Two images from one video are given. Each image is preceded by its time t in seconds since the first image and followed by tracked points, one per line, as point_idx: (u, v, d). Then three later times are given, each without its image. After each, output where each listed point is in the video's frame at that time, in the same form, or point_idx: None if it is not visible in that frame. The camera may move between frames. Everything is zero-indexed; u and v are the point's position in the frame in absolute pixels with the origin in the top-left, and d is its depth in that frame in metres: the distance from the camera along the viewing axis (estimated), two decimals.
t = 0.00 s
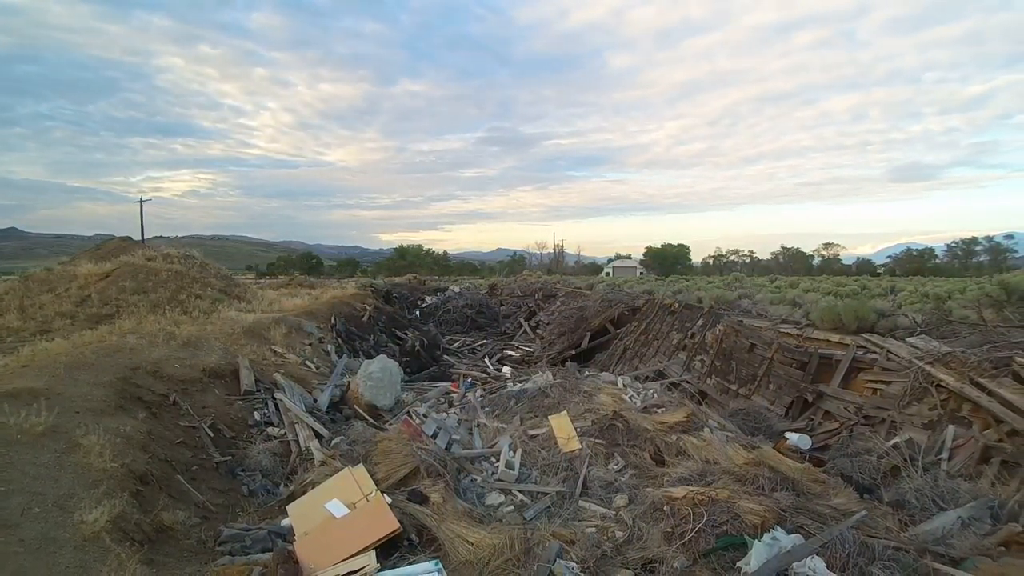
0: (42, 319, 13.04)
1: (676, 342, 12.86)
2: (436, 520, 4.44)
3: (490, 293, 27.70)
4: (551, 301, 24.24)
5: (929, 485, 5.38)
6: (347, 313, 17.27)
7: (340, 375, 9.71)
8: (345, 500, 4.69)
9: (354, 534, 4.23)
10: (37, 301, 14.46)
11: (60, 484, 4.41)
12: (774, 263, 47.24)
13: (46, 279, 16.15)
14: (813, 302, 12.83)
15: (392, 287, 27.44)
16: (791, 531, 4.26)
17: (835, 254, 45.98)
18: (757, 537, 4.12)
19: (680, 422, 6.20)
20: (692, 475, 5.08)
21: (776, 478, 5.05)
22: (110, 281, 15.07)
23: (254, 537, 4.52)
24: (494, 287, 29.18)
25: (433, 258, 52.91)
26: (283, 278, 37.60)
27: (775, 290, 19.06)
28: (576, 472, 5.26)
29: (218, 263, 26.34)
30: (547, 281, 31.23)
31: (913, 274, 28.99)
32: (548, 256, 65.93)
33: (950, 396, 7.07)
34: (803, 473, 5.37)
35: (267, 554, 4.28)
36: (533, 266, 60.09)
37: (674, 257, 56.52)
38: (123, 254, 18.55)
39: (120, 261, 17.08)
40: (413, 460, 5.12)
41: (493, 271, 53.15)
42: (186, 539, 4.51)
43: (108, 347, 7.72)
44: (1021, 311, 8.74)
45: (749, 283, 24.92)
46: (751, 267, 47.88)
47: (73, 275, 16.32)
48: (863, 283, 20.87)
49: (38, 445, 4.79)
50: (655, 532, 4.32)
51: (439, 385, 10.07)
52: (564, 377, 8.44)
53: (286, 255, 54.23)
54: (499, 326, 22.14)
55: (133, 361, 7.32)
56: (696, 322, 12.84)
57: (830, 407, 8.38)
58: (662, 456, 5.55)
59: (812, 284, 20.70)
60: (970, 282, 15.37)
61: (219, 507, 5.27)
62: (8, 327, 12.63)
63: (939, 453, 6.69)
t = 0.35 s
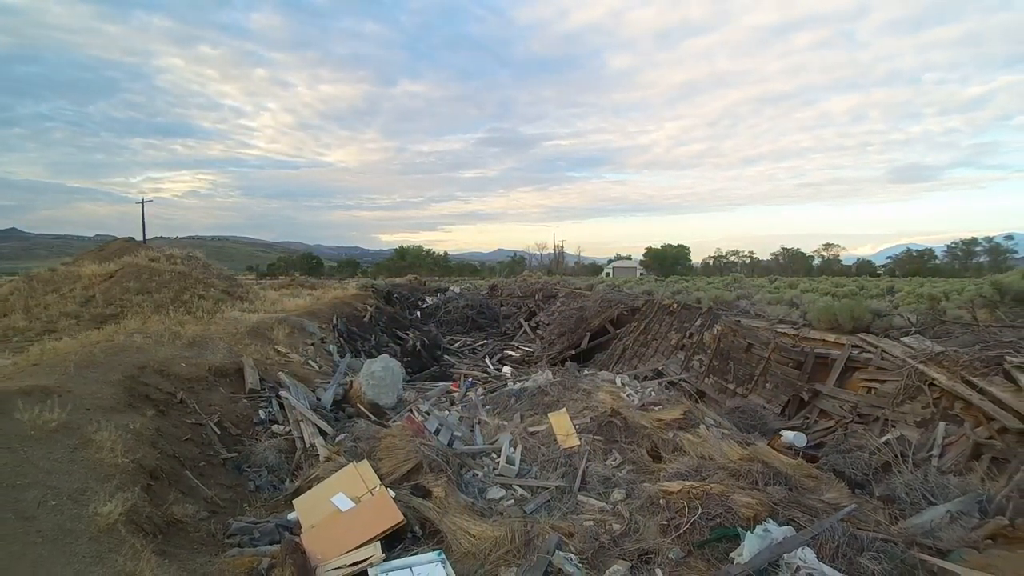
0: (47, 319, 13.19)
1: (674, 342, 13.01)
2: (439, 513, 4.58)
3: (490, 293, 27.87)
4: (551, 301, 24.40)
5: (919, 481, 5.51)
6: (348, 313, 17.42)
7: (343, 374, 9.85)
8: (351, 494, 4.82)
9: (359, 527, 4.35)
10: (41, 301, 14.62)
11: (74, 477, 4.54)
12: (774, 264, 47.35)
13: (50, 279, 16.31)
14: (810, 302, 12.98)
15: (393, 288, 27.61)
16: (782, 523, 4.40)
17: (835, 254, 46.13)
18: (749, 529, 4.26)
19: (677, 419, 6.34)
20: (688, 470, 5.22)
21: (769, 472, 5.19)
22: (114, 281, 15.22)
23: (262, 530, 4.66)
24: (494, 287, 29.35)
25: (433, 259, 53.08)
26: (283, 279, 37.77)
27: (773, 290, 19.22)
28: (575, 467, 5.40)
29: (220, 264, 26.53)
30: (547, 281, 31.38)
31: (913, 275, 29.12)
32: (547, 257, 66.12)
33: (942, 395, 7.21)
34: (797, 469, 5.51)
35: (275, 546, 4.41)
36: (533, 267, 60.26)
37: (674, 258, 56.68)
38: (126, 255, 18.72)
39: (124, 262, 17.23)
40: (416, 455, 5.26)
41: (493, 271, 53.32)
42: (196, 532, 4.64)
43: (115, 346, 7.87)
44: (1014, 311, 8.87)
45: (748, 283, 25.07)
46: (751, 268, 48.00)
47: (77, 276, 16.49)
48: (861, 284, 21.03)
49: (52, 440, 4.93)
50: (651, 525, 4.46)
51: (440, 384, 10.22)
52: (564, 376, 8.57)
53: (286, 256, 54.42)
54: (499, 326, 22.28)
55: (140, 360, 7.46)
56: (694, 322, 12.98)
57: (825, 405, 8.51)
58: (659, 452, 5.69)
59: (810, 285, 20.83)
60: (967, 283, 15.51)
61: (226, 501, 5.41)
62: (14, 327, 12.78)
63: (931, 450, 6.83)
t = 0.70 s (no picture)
0: (55, 318, 13.42)
1: (672, 341, 13.24)
2: (442, 502, 4.80)
3: (491, 294, 28.12)
4: (551, 301, 24.65)
5: (903, 472, 5.73)
6: (350, 313, 17.66)
7: (346, 372, 10.09)
8: (357, 483, 5.01)
9: (367, 513, 4.55)
10: (49, 301, 14.85)
11: (94, 468, 4.76)
12: (773, 265, 47.50)
13: (57, 279, 16.54)
14: (806, 302, 13.21)
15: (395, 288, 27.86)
16: (768, 510, 4.63)
17: (835, 254, 46.39)
18: (737, 516, 4.49)
19: (671, 413, 6.57)
20: (680, 461, 5.44)
21: (758, 463, 5.42)
22: (120, 281, 15.46)
23: (274, 518, 4.89)
24: (495, 288, 29.61)
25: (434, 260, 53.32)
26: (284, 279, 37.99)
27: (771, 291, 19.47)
28: (572, 459, 5.62)
29: (223, 264, 26.79)
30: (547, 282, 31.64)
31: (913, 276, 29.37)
32: (547, 258, 66.40)
33: (930, 391, 7.42)
34: (785, 461, 5.74)
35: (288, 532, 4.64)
36: (534, 268, 60.51)
37: (674, 258, 56.93)
38: (131, 255, 18.94)
39: (129, 262, 17.46)
40: (419, 448, 5.49)
41: (493, 272, 53.55)
42: (210, 519, 4.86)
43: (126, 344, 8.09)
44: (1002, 311, 9.08)
45: (747, 283, 25.32)
46: (751, 269, 48.16)
47: (83, 276, 16.72)
48: (858, 284, 21.27)
49: (71, 433, 5.14)
50: (644, 512, 4.68)
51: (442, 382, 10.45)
52: (562, 374, 8.80)
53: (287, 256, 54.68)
54: (499, 326, 22.53)
55: (151, 358, 7.69)
56: (691, 321, 13.22)
57: (817, 402, 8.73)
58: (652, 445, 5.91)
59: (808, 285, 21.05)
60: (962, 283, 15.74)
61: (237, 492, 5.63)
62: (23, 326, 13.01)
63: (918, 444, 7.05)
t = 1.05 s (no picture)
0: (65, 316, 13.76)
1: (667, 339, 13.57)
2: (444, 485, 5.14)
3: (492, 294, 28.45)
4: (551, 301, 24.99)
5: (880, 460, 6.05)
6: (353, 312, 18.00)
7: (351, 369, 10.42)
8: (364, 469, 5.33)
9: (377, 493, 4.87)
10: (58, 300, 15.19)
11: (119, 453, 5.08)
12: (773, 266, 47.72)
13: (65, 279, 16.88)
14: (798, 301, 13.54)
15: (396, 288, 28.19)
16: (749, 492, 4.95)
17: (835, 254, 46.68)
18: (719, 497, 4.82)
19: (662, 406, 6.89)
20: (669, 449, 5.77)
21: (742, 451, 5.75)
22: (128, 281, 15.80)
23: (287, 500, 5.22)
24: (496, 288, 29.89)
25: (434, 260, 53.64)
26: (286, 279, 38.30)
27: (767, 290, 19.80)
28: (567, 447, 5.95)
29: (226, 264, 27.15)
30: (548, 282, 31.97)
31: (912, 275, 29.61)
32: (548, 258, 66.76)
33: (911, 385, 7.73)
34: (768, 449, 6.07)
35: (300, 512, 4.96)
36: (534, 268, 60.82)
37: (674, 259, 57.26)
38: (137, 255, 19.30)
39: (136, 262, 17.81)
40: (423, 436, 5.82)
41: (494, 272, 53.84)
42: (228, 502, 5.18)
43: (140, 340, 8.43)
44: (985, 308, 9.38)
45: (746, 283, 25.64)
46: (750, 270, 48.38)
47: (91, 276, 17.07)
48: (855, 284, 21.57)
49: (96, 422, 5.47)
50: (634, 495, 5.01)
51: (443, 378, 10.78)
52: (560, 369, 9.13)
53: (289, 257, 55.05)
54: (500, 326, 22.87)
55: (164, 353, 8.02)
56: (686, 320, 13.55)
57: (805, 396, 9.06)
58: (643, 434, 6.24)
59: (804, 285, 21.44)
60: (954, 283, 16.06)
61: (251, 478, 5.95)
62: (34, 325, 13.34)
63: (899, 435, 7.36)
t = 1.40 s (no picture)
0: (78, 314, 14.19)
1: (661, 335, 14.00)
2: (447, 464, 5.57)
3: (491, 294, 28.88)
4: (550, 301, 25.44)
5: (853, 443, 6.45)
6: (356, 311, 18.44)
7: (356, 363, 10.86)
8: (372, 450, 5.73)
9: (386, 471, 5.27)
10: (70, 298, 15.64)
11: (147, 434, 5.51)
12: (773, 267, 48.09)
13: (76, 278, 17.32)
14: (789, 298, 14.00)
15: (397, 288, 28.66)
16: (727, 469, 5.39)
17: (834, 254, 47.12)
18: (699, 474, 5.26)
19: (651, 395, 7.33)
20: (655, 433, 6.21)
21: (724, 435, 6.19)
22: (137, 279, 16.25)
23: (302, 478, 5.66)
24: (496, 288, 30.38)
25: (435, 261, 54.09)
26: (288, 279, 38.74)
27: (762, 289, 20.25)
28: (561, 431, 6.38)
29: (231, 264, 27.59)
30: (548, 281, 32.42)
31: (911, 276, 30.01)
32: (548, 259, 67.21)
33: (889, 376, 8.12)
34: (748, 434, 6.52)
35: (315, 488, 5.39)
36: (534, 268, 61.27)
37: (674, 259, 57.70)
38: (145, 255, 19.75)
39: (144, 262, 18.26)
40: (427, 421, 6.26)
41: (494, 272, 54.27)
42: (247, 479, 5.62)
43: (157, 334, 8.87)
44: (963, 305, 9.82)
45: (743, 283, 26.08)
46: (751, 270, 48.83)
47: (100, 275, 17.51)
48: (850, 283, 22.03)
49: (125, 406, 5.90)
50: (621, 472, 5.44)
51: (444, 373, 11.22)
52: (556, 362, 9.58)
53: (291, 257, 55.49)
54: (500, 325, 23.30)
55: (180, 346, 8.46)
56: (679, 318, 13.99)
57: (791, 388, 9.46)
58: (632, 420, 6.68)
59: (799, 284, 21.89)
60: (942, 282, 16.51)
61: (266, 460, 6.39)
62: (48, 322, 13.78)
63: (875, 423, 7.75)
